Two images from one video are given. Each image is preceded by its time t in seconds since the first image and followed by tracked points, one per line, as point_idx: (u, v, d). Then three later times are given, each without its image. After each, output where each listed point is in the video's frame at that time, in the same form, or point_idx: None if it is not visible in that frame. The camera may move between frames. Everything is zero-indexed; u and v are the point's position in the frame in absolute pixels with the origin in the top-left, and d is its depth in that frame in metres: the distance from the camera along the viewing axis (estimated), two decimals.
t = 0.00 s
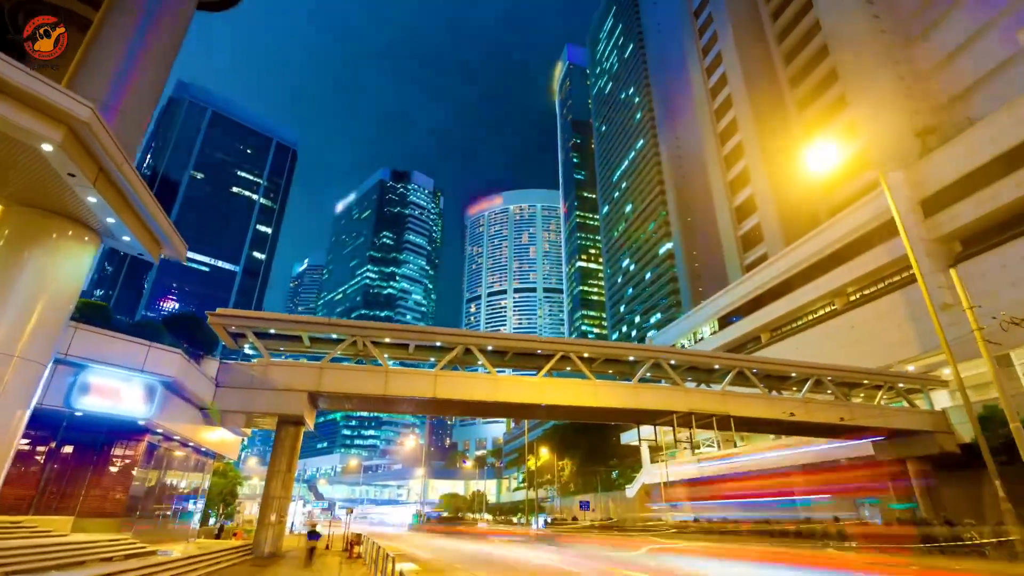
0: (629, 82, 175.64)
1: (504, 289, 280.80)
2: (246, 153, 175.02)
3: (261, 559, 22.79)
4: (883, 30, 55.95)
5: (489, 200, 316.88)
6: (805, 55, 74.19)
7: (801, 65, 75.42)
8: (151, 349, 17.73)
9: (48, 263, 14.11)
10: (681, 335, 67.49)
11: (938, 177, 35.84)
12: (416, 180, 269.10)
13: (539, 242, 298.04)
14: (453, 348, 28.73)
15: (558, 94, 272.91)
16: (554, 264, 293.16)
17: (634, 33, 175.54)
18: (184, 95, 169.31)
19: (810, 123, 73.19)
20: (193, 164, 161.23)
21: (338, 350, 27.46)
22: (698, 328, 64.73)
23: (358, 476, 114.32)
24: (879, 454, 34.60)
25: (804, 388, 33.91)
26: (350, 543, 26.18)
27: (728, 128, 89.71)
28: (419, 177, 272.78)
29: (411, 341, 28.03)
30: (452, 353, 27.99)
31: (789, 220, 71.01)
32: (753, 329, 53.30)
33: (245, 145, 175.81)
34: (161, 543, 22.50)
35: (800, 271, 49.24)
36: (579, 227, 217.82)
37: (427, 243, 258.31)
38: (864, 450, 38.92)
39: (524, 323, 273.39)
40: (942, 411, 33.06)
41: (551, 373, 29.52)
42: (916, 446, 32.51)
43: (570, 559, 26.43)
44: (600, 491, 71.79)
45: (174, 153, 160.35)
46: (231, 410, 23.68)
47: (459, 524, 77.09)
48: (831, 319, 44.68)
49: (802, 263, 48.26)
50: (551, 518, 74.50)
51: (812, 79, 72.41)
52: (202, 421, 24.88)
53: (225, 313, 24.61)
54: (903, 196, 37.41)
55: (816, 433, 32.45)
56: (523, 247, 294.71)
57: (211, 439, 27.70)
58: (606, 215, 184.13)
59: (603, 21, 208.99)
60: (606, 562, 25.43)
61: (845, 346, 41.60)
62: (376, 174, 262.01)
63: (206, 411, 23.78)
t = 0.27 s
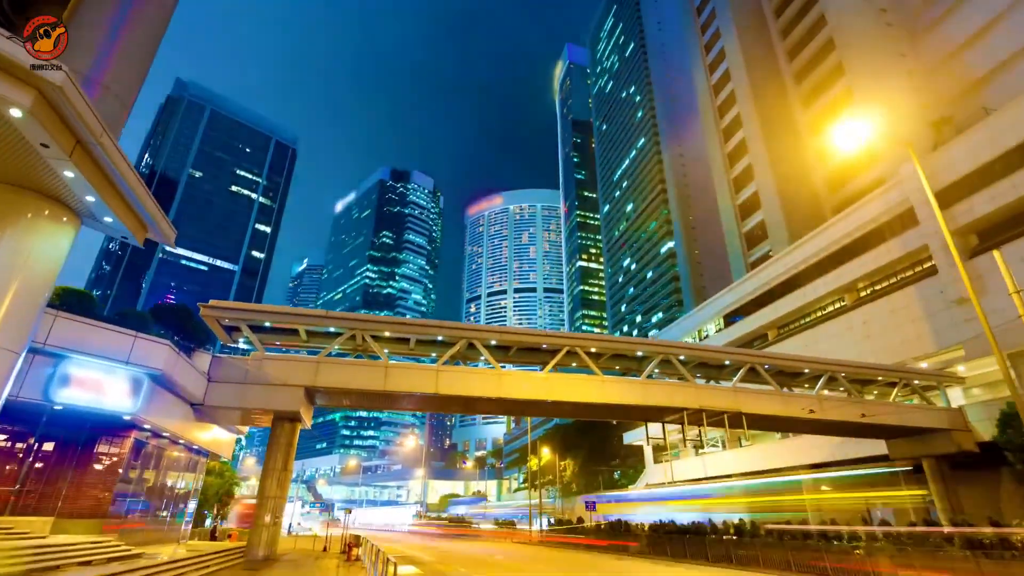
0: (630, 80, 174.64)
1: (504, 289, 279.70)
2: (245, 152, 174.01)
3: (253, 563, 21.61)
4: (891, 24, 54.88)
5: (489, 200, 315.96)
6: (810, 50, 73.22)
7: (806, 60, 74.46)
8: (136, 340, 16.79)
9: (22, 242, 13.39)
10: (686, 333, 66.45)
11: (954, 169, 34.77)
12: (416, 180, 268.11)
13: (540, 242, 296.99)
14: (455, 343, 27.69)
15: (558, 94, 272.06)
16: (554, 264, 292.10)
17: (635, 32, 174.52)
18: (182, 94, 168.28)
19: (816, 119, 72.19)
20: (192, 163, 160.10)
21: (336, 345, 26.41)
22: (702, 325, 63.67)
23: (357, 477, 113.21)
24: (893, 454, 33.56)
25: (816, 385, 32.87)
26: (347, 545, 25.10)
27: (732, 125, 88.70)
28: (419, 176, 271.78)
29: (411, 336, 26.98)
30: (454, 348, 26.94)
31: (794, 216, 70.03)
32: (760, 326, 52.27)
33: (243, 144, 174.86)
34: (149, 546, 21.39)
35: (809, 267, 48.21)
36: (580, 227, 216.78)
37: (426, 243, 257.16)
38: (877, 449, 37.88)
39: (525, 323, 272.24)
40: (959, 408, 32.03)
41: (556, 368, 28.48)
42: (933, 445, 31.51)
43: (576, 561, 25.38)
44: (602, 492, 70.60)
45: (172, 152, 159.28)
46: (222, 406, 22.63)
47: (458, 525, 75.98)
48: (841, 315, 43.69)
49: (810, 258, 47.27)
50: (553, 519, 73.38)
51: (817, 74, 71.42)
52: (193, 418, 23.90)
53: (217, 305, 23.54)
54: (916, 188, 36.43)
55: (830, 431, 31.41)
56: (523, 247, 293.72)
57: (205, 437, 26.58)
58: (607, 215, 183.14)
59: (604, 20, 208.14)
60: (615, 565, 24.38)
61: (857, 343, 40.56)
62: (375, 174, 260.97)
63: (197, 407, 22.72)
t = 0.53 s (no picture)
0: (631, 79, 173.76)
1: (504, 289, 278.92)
2: (244, 150, 173.11)
3: (248, 567, 20.69)
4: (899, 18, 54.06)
5: (489, 199, 315.24)
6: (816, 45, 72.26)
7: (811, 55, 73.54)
8: (122, 331, 16.08)
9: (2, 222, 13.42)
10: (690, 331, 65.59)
11: (969, 161, 33.93)
12: (416, 179, 267.28)
13: (540, 241, 296.23)
14: (457, 338, 26.81)
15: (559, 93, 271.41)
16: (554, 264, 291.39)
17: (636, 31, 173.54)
18: (181, 92, 167.22)
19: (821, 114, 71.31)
20: (190, 162, 159.04)
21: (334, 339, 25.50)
22: (707, 323, 62.80)
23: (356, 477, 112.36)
24: (906, 453, 32.71)
25: (828, 382, 31.96)
26: (345, 546, 24.21)
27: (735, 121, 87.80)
28: (419, 176, 270.92)
29: (411, 330, 26.10)
30: (456, 343, 26.03)
31: (800, 213, 69.15)
32: (766, 323, 51.37)
33: (243, 142, 174.01)
34: (139, 549, 20.41)
35: (816, 263, 47.33)
36: (580, 226, 215.94)
37: (426, 243, 256.26)
38: (888, 448, 37.02)
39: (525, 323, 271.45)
40: (976, 406, 31.17)
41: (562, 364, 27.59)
42: (949, 443, 30.65)
43: (583, 563, 24.51)
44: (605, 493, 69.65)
45: (170, 151, 158.28)
46: (215, 402, 21.72)
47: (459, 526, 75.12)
48: (850, 312, 42.86)
49: (818, 253, 46.39)
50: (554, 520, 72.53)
51: (823, 69, 70.54)
52: (187, 417, 23.00)
53: (210, 298, 22.70)
54: (930, 181, 35.51)
55: (843, 429, 30.51)
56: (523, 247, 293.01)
57: (200, 436, 25.62)
58: (607, 214, 182.33)
59: (604, 19, 207.45)
60: (625, 568, 23.48)
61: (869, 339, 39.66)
62: (375, 174, 260.08)
63: (187, 403, 21.78)
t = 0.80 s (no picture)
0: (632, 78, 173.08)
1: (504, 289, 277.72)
2: (243, 149, 172.14)
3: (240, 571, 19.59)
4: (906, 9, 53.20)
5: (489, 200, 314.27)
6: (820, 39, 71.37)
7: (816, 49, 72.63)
8: (106, 319, 15.01)
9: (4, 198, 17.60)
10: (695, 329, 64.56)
11: (984, 151, 33.03)
12: (415, 179, 266.37)
13: (540, 241, 295.13)
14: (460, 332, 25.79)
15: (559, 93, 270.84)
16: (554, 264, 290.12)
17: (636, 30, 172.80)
18: (179, 90, 166.40)
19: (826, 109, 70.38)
20: (189, 160, 158.14)
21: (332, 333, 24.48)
22: (713, 321, 61.79)
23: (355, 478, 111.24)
24: (922, 451, 31.70)
25: (843, 378, 30.94)
26: (343, 549, 23.11)
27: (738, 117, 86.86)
28: (419, 176, 270.08)
29: (414, 323, 25.06)
30: (460, 337, 25.01)
31: (805, 209, 68.17)
32: (774, 320, 50.36)
33: (242, 141, 173.06)
34: (126, 553, 19.34)
35: (825, 258, 46.33)
36: (581, 226, 214.97)
37: (426, 242, 255.12)
38: (902, 447, 35.97)
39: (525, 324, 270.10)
40: (995, 402, 30.17)
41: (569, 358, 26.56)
42: (967, 441, 29.64)
43: (593, 566, 23.49)
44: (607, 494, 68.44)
45: (169, 149, 157.43)
46: (207, 397, 20.65)
47: (459, 528, 74.00)
48: (861, 308, 41.86)
49: (828, 249, 45.37)
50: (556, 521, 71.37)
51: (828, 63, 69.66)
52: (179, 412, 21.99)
53: (203, 289, 21.66)
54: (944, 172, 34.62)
55: (859, 426, 29.48)
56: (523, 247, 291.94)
57: (193, 435, 24.50)
58: (608, 213, 181.37)
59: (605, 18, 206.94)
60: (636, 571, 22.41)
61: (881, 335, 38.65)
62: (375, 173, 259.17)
63: (178, 398, 20.73)
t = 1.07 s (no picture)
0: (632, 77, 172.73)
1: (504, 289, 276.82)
2: (242, 148, 171.56)
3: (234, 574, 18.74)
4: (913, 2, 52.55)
5: (489, 200, 313.45)
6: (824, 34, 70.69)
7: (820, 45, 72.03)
8: (89, 305, 14.12)
9: None
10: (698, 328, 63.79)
11: (997, 142, 32.41)
12: (415, 179, 265.74)
13: (540, 241, 294.37)
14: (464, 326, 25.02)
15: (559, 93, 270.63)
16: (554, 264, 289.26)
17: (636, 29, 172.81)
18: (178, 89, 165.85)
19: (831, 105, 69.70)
20: (188, 159, 157.59)
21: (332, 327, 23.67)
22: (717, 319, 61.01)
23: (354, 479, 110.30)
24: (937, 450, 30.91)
25: (856, 374, 30.12)
26: (342, 550, 22.21)
27: (741, 114, 86.17)
28: (419, 176, 269.44)
29: (416, 317, 24.23)
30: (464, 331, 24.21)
31: (810, 206, 67.45)
32: (781, 318, 49.57)
33: (241, 140, 172.50)
34: (114, 556, 18.40)
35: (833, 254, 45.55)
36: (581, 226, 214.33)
37: (426, 242, 254.33)
38: (915, 446, 35.15)
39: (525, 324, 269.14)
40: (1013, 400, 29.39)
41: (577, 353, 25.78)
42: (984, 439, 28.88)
43: (603, 568, 22.54)
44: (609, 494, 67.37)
45: (167, 147, 156.83)
46: (199, 393, 19.67)
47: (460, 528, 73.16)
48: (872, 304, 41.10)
49: (836, 244, 44.62)
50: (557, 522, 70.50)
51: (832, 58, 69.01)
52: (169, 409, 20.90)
53: (196, 280, 20.85)
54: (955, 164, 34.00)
55: (873, 423, 28.71)
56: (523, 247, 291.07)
57: (188, 433, 23.59)
58: (609, 213, 180.71)
59: (605, 18, 206.70)
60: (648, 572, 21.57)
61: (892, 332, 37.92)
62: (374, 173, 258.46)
63: (169, 394, 19.70)
